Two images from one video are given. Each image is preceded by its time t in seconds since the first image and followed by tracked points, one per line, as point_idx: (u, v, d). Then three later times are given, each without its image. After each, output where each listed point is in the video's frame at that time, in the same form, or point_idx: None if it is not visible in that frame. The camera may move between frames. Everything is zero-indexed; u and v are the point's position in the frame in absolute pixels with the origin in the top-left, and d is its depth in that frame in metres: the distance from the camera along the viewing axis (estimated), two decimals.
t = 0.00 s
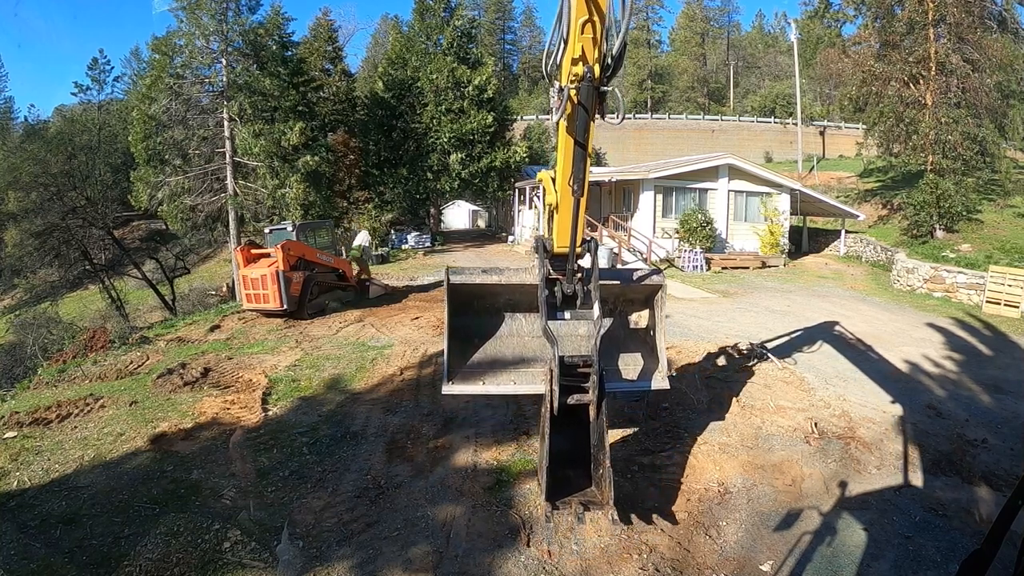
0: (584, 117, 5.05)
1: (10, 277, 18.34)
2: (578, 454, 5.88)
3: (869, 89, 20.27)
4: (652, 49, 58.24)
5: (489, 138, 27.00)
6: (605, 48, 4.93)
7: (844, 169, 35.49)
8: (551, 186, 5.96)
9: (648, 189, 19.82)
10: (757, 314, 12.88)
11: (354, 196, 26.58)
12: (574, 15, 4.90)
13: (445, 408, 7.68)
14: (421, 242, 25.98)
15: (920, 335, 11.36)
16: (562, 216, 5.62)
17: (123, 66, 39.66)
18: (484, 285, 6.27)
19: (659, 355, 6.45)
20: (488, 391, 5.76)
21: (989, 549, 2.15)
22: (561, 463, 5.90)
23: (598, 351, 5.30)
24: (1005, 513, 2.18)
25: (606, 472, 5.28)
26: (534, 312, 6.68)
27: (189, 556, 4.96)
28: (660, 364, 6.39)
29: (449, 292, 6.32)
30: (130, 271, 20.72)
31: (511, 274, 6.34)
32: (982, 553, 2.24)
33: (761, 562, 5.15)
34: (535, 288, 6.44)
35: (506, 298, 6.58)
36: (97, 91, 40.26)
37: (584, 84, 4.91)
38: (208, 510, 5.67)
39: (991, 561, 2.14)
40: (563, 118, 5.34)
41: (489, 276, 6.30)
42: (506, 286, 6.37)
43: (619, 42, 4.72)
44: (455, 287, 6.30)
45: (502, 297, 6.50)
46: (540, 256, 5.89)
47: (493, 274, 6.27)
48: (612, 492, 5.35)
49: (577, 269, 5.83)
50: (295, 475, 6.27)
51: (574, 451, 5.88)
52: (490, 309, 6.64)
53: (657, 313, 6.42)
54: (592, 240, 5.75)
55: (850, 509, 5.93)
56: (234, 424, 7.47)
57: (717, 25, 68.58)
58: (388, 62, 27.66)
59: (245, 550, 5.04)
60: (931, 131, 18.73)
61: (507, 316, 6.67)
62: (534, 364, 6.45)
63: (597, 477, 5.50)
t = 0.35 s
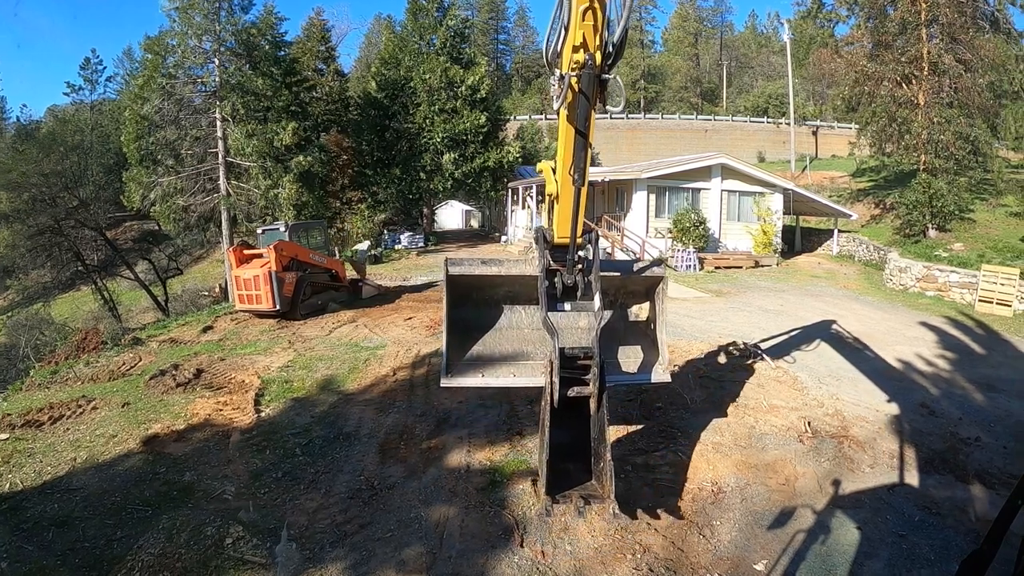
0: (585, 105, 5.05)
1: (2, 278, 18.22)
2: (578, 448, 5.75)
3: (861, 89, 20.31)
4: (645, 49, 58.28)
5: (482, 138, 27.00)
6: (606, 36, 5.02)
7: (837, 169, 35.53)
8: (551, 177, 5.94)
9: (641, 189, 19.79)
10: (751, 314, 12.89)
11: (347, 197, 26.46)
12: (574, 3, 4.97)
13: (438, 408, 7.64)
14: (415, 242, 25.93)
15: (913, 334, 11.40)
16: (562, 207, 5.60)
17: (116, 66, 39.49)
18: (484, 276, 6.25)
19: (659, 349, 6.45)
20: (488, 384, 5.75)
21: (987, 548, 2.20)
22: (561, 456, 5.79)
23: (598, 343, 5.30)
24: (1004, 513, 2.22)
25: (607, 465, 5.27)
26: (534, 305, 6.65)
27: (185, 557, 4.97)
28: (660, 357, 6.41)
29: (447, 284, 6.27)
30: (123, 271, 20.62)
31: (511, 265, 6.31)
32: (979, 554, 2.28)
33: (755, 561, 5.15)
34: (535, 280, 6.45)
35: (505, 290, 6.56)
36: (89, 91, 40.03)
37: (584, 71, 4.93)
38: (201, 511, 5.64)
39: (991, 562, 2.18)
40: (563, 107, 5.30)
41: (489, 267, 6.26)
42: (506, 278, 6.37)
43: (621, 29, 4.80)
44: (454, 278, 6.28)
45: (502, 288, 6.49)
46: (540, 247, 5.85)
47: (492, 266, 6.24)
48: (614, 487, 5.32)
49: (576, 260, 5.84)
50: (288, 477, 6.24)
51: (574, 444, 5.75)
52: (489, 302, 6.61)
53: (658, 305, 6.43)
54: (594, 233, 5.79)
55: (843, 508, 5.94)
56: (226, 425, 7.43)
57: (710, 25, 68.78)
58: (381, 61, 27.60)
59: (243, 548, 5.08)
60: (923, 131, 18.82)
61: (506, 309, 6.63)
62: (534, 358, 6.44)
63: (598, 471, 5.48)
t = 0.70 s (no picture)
0: (586, 96, 5.14)
1: None
2: (580, 443, 5.76)
3: (847, 89, 20.45)
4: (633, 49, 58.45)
5: (469, 138, 26.95)
6: (608, 26, 5.10)
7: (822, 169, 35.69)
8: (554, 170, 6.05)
9: (628, 189, 19.80)
10: (738, 313, 12.92)
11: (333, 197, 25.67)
12: None
13: (426, 409, 7.59)
14: (402, 243, 25.79)
15: (900, 331, 11.48)
16: (566, 199, 5.76)
17: (101, 67, 39.11)
18: (485, 270, 6.31)
19: (660, 343, 6.50)
20: (490, 379, 5.80)
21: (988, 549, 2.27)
22: (562, 452, 5.80)
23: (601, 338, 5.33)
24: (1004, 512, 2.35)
25: (610, 460, 5.33)
26: (534, 298, 6.71)
27: (172, 562, 4.93)
28: (660, 352, 6.46)
29: (449, 277, 6.33)
30: (108, 273, 20.40)
31: (512, 258, 6.33)
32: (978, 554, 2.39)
33: (743, 560, 5.15)
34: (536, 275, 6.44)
35: (507, 284, 6.59)
36: (73, 91, 39.63)
37: (585, 61, 5.01)
38: (187, 515, 5.58)
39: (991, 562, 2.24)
40: (565, 98, 5.43)
41: (489, 260, 6.30)
42: (507, 271, 6.38)
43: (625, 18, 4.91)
44: (455, 272, 6.31)
45: (503, 282, 6.51)
46: (543, 240, 5.97)
47: (494, 260, 6.29)
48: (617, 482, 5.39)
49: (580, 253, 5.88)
50: (274, 479, 6.18)
51: (576, 439, 5.75)
52: (489, 296, 6.66)
53: (660, 299, 6.49)
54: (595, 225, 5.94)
55: (831, 506, 5.95)
56: (213, 428, 7.36)
57: (697, 25, 69.06)
58: (368, 61, 27.54)
59: (230, 552, 5.04)
60: (909, 130, 18.94)
61: (507, 302, 6.69)
62: (535, 351, 6.49)
63: (601, 467, 5.54)
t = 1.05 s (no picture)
0: (587, 90, 5.16)
1: None
2: (580, 442, 5.71)
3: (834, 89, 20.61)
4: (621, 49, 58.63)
5: (456, 138, 26.64)
6: (609, 19, 5.12)
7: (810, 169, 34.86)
8: (553, 164, 6.06)
9: (615, 188, 19.84)
10: (725, 312, 12.96)
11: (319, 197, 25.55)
12: None
13: (413, 410, 7.54)
14: (389, 243, 25.56)
15: (887, 330, 11.54)
16: (566, 193, 5.76)
17: (87, 66, 38.80)
18: (484, 266, 6.23)
19: (660, 339, 6.46)
20: (489, 376, 5.79)
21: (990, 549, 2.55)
22: (563, 449, 5.73)
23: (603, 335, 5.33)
24: (1006, 511, 2.59)
25: (612, 457, 5.23)
26: (535, 294, 6.66)
27: (159, 568, 4.87)
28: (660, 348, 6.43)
29: (448, 273, 6.28)
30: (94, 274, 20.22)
31: (512, 254, 6.26)
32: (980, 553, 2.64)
33: (732, 559, 5.14)
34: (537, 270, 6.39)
35: (506, 280, 6.53)
36: (58, 91, 39.36)
37: (586, 54, 5.02)
38: (175, 519, 5.52)
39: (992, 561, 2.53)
40: (565, 91, 5.45)
41: (490, 256, 6.22)
42: (506, 267, 6.31)
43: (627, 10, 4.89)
44: (454, 267, 6.24)
45: (503, 279, 6.45)
46: (544, 235, 6.01)
47: (493, 255, 6.21)
48: (617, 479, 5.28)
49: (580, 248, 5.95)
50: (261, 482, 6.13)
51: (578, 439, 5.69)
52: (489, 292, 6.61)
53: (661, 296, 6.46)
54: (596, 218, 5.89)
55: (820, 504, 5.96)
56: (199, 430, 7.29)
57: (684, 26, 69.44)
58: (355, 61, 27.55)
59: (217, 556, 4.99)
60: (895, 130, 18.91)
61: (507, 298, 6.65)
62: (535, 348, 6.45)
63: (601, 464, 5.45)
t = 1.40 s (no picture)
0: (586, 87, 5.10)
1: None
2: (580, 439, 5.76)
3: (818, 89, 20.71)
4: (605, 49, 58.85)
5: (441, 138, 26.21)
6: (609, 14, 5.06)
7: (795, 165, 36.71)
8: (554, 159, 6.01)
9: (600, 187, 19.94)
10: (711, 310, 13.00)
11: (304, 197, 25.61)
12: None
13: (398, 412, 7.50)
14: (374, 244, 24.91)
15: (872, 327, 11.61)
16: (566, 190, 5.78)
17: (70, 65, 38.38)
18: (483, 262, 6.23)
19: (660, 336, 6.46)
20: (489, 373, 5.79)
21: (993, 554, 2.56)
22: (563, 447, 5.77)
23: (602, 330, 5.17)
24: (1006, 512, 2.69)
25: (611, 456, 5.23)
26: (534, 291, 6.65)
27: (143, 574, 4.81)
28: (659, 345, 6.43)
29: (448, 269, 6.29)
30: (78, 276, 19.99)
31: (511, 251, 6.27)
32: (981, 554, 2.74)
33: (719, 559, 5.14)
34: (535, 267, 6.39)
35: (505, 277, 6.52)
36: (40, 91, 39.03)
37: (587, 49, 4.90)
38: (160, 524, 5.46)
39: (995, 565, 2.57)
40: (565, 87, 5.41)
41: (488, 253, 6.23)
42: (505, 264, 6.31)
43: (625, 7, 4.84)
44: (453, 264, 6.24)
45: (501, 275, 6.44)
46: (543, 232, 5.99)
47: (492, 252, 6.23)
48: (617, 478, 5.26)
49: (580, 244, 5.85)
50: (246, 485, 6.07)
51: (578, 436, 5.75)
52: (488, 288, 6.59)
53: (660, 292, 6.46)
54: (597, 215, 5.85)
55: (806, 502, 5.97)
56: (184, 433, 7.22)
57: (670, 26, 69.70)
58: (341, 61, 27.61)
59: (201, 562, 4.93)
60: (880, 129, 18.99)
61: (506, 295, 6.63)
62: (534, 345, 6.42)
63: (601, 462, 5.44)
